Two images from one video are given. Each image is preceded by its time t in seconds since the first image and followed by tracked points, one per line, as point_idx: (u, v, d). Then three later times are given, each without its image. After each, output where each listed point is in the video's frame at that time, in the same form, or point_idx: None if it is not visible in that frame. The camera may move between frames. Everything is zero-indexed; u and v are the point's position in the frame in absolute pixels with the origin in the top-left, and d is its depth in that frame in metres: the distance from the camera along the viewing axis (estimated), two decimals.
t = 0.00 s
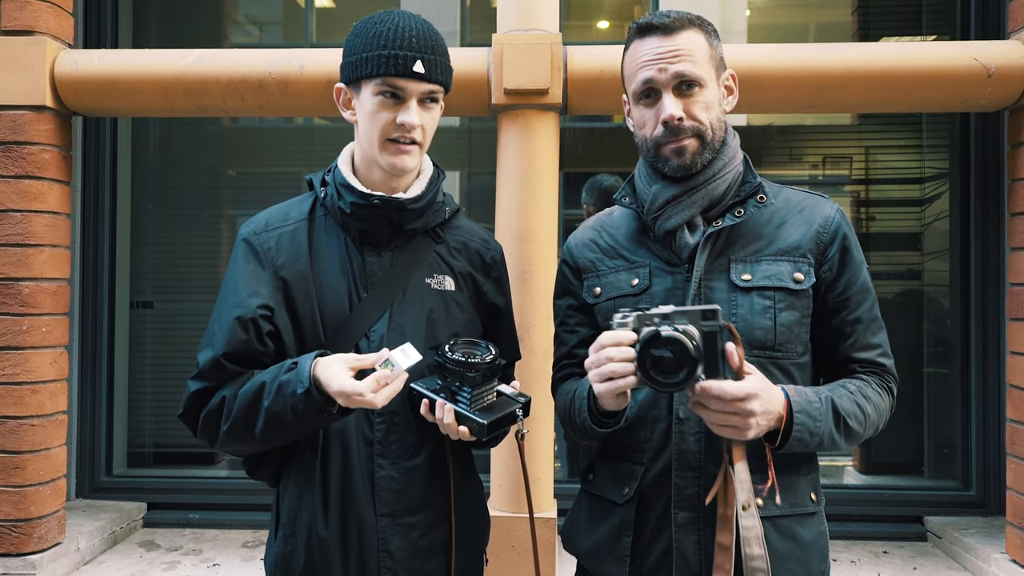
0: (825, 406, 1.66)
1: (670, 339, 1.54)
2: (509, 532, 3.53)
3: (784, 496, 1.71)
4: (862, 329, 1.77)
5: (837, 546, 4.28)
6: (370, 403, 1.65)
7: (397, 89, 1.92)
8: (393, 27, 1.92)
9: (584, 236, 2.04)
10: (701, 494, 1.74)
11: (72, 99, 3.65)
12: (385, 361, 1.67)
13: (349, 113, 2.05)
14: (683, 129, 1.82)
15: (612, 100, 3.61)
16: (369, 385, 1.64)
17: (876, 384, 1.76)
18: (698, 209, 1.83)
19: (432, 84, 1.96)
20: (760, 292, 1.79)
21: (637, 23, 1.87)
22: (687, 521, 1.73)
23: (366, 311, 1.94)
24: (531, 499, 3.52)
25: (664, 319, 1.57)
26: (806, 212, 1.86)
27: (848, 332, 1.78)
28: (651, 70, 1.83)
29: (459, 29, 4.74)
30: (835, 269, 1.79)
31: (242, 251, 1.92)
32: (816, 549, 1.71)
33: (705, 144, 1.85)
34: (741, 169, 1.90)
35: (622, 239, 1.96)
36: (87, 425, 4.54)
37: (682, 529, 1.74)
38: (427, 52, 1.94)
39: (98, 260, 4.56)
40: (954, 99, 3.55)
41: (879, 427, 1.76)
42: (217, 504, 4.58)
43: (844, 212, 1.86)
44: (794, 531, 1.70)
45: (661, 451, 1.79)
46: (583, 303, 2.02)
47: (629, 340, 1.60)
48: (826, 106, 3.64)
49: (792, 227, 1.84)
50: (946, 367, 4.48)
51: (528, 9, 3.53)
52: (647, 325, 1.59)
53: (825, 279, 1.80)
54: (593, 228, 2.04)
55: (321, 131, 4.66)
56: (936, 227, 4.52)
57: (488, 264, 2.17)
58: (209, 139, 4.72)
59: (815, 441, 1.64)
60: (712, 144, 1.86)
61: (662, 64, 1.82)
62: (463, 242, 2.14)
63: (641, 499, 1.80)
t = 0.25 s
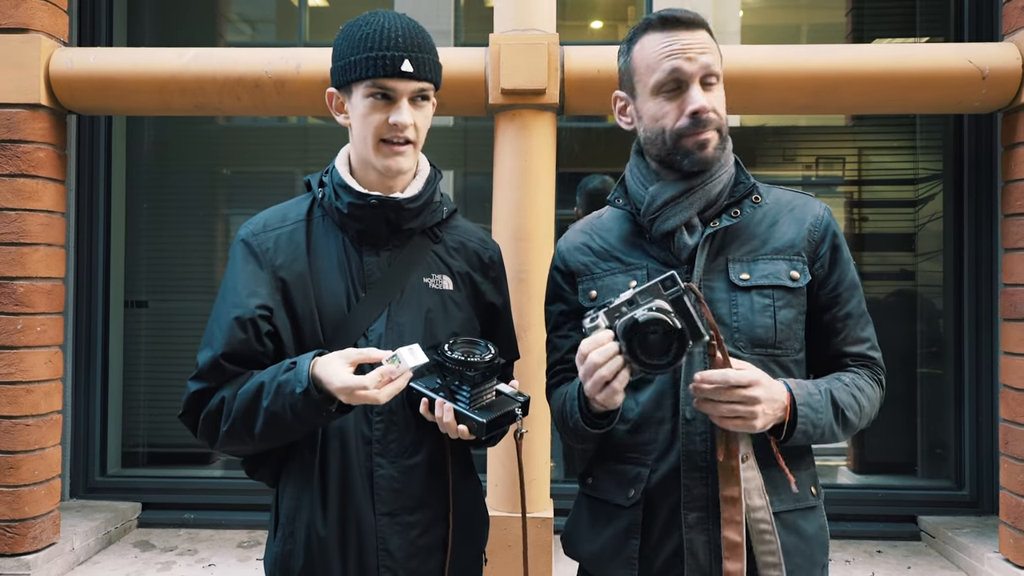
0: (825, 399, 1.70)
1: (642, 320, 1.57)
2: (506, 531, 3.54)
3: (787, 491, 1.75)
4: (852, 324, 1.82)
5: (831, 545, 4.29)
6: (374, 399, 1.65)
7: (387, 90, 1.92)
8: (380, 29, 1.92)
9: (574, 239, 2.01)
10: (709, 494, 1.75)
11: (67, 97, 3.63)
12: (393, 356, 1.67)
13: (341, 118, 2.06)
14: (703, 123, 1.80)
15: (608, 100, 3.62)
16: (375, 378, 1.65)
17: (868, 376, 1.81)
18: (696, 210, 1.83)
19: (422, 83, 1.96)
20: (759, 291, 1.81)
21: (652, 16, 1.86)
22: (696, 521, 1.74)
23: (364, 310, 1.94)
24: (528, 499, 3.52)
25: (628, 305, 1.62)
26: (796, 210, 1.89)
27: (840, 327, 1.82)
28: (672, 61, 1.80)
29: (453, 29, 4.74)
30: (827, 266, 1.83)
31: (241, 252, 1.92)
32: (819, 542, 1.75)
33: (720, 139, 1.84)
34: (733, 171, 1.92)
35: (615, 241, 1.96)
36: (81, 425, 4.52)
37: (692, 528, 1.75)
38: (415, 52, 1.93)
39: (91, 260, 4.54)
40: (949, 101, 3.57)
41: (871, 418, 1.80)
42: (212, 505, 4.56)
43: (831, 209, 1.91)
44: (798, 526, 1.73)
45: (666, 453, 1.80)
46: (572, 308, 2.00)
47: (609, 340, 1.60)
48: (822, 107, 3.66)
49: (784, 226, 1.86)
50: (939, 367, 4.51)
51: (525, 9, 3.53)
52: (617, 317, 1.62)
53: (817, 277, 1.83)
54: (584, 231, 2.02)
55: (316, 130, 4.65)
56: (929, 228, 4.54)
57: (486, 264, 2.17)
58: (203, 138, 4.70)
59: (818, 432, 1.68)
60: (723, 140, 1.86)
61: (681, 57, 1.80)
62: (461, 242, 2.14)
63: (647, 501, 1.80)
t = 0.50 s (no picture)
0: (821, 397, 1.72)
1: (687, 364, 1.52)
2: (501, 533, 3.54)
3: (784, 487, 1.77)
4: (836, 321, 1.89)
5: (825, 546, 4.31)
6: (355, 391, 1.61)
7: (387, 90, 1.92)
8: (370, 28, 1.91)
9: (563, 244, 2.00)
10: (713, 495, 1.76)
11: (62, 98, 3.62)
12: (367, 343, 1.60)
13: (337, 122, 2.03)
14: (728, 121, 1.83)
15: (604, 103, 3.63)
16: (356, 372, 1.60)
17: (853, 371, 1.87)
18: (694, 213, 1.86)
19: (419, 78, 1.96)
20: (755, 292, 1.84)
21: (680, 14, 1.87)
22: (701, 523, 1.75)
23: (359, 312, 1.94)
24: (523, 501, 3.52)
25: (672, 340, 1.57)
26: (782, 212, 1.94)
27: (825, 325, 1.89)
28: (706, 57, 1.80)
29: (447, 30, 4.74)
30: (813, 266, 1.90)
31: (237, 255, 1.93)
32: (814, 535, 1.79)
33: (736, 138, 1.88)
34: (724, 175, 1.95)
35: (606, 245, 1.96)
36: (75, 427, 4.50)
37: (697, 529, 1.75)
38: (408, 47, 1.93)
39: (85, 260, 4.53)
40: (942, 104, 3.60)
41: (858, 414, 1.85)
42: (206, 506, 4.55)
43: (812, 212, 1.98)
44: (795, 521, 1.77)
45: (668, 456, 1.80)
46: (563, 312, 1.97)
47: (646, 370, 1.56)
48: (817, 110, 3.68)
49: (772, 228, 1.91)
50: (932, 369, 4.54)
51: (521, 12, 3.54)
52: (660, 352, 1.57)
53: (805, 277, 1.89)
54: (573, 235, 2.01)
55: (311, 132, 4.64)
56: (921, 230, 4.57)
57: (483, 264, 2.17)
58: (197, 139, 4.69)
59: (818, 430, 1.69)
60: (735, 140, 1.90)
61: (712, 54, 1.81)
62: (457, 243, 2.14)
63: (651, 502, 1.80)
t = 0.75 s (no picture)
0: (814, 403, 1.77)
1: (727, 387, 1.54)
2: (497, 534, 3.54)
3: (779, 487, 1.80)
4: (819, 323, 1.96)
5: (819, 547, 4.33)
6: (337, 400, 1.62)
7: (396, 94, 1.90)
8: (373, 31, 1.88)
9: (558, 244, 1.98)
10: (717, 497, 1.77)
11: (58, 98, 3.61)
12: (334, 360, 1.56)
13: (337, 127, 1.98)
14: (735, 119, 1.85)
15: (600, 106, 3.64)
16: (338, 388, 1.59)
17: (834, 371, 1.95)
18: (695, 216, 1.88)
19: (422, 82, 1.95)
20: (753, 295, 1.86)
21: (683, 13, 1.89)
22: (707, 523, 1.75)
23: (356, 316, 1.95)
24: (519, 502, 3.53)
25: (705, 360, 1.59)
26: (769, 217, 1.98)
27: (809, 327, 1.95)
28: (714, 54, 1.83)
29: (443, 32, 4.75)
30: (799, 270, 1.95)
31: (232, 264, 1.93)
32: (807, 532, 1.83)
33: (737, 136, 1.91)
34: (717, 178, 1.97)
35: (603, 245, 1.95)
36: (69, 427, 4.49)
37: (704, 531, 1.75)
38: (409, 51, 1.92)
39: (80, 261, 4.52)
40: (936, 108, 3.62)
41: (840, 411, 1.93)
42: (201, 508, 4.54)
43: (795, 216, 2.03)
44: (792, 518, 1.79)
45: (672, 458, 1.81)
46: (557, 313, 1.96)
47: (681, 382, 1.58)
48: (812, 114, 3.70)
49: (763, 232, 1.94)
50: (925, 371, 4.56)
51: (517, 14, 3.55)
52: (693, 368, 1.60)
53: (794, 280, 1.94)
54: (568, 235, 2.00)
55: (307, 133, 4.64)
56: (915, 233, 4.60)
57: (479, 264, 2.17)
58: (193, 139, 4.69)
59: (813, 437, 1.74)
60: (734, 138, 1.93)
61: (718, 52, 1.84)
62: (453, 243, 2.15)
63: (657, 507, 1.80)
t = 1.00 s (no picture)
0: (811, 407, 1.79)
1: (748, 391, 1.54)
2: (496, 536, 3.54)
3: (778, 489, 1.82)
4: (808, 325, 1.99)
5: (818, 550, 4.33)
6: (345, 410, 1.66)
7: (399, 97, 1.91)
8: (375, 34, 1.89)
9: (558, 246, 1.97)
10: (723, 499, 1.78)
11: (58, 98, 3.62)
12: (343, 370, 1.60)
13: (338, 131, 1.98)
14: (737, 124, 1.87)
15: (600, 108, 3.65)
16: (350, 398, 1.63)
17: (821, 372, 1.98)
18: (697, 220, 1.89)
19: (422, 84, 1.96)
20: (751, 299, 1.87)
21: (687, 16, 1.90)
22: (715, 527, 1.76)
23: (357, 319, 1.95)
24: (518, 504, 3.53)
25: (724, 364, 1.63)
26: (762, 220, 2.00)
27: (799, 329, 1.98)
28: (718, 59, 1.84)
29: (443, 34, 4.75)
30: (791, 273, 1.97)
31: (232, 268, 1.93)
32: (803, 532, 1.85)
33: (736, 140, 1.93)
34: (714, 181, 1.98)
35: (604, 247, 1.95)
36: (68, 428, 4.49)
37: (711, 534, 1.76)
38: (409, 53, 1.92)
39: (80, 261, 4.52)
40: (936, 112, 3.63)
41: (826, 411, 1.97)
42: (200, 508, 4.54)
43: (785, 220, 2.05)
44: (791, 517, 1.82)
45: (678, 462, 1.81)
46: (557, 315, 1.94)
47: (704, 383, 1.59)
48: (812, 117, 3.70)
49: (758, 236, 1.96)
50: (924, 375, 4.57)
51: (518, 16, 3.56)
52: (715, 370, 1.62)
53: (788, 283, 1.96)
54: (567, 236, 1.99)
55: (307, 134, 4.65)
56: (914, 236, 4.60)
57: (479, 263, 2.18)
58: (193, 140, 4.69)
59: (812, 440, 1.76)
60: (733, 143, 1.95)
61: (721, 57, 1.85)
62: (453, 243, 2.15)
63: (662, 511, 1.80)
